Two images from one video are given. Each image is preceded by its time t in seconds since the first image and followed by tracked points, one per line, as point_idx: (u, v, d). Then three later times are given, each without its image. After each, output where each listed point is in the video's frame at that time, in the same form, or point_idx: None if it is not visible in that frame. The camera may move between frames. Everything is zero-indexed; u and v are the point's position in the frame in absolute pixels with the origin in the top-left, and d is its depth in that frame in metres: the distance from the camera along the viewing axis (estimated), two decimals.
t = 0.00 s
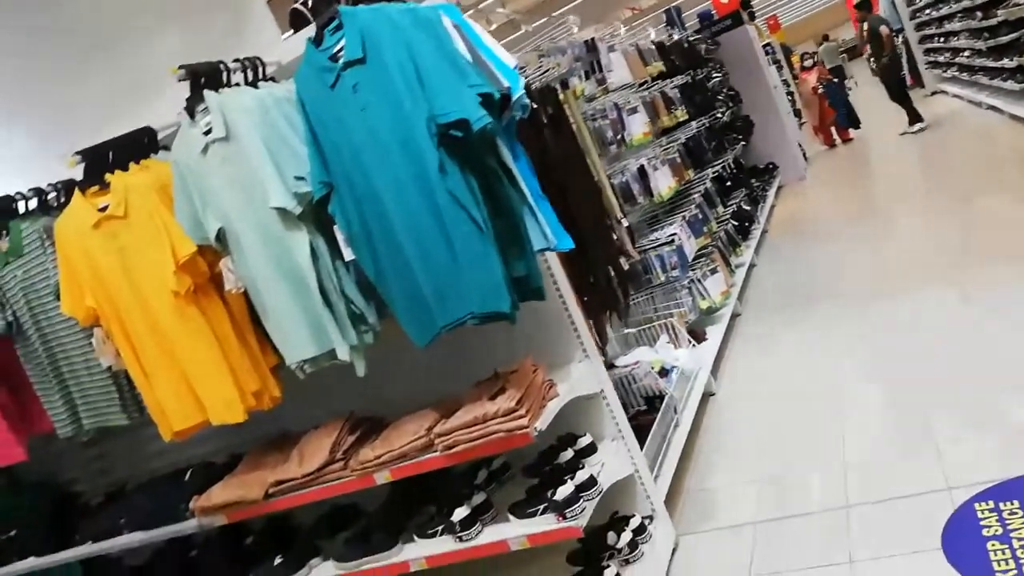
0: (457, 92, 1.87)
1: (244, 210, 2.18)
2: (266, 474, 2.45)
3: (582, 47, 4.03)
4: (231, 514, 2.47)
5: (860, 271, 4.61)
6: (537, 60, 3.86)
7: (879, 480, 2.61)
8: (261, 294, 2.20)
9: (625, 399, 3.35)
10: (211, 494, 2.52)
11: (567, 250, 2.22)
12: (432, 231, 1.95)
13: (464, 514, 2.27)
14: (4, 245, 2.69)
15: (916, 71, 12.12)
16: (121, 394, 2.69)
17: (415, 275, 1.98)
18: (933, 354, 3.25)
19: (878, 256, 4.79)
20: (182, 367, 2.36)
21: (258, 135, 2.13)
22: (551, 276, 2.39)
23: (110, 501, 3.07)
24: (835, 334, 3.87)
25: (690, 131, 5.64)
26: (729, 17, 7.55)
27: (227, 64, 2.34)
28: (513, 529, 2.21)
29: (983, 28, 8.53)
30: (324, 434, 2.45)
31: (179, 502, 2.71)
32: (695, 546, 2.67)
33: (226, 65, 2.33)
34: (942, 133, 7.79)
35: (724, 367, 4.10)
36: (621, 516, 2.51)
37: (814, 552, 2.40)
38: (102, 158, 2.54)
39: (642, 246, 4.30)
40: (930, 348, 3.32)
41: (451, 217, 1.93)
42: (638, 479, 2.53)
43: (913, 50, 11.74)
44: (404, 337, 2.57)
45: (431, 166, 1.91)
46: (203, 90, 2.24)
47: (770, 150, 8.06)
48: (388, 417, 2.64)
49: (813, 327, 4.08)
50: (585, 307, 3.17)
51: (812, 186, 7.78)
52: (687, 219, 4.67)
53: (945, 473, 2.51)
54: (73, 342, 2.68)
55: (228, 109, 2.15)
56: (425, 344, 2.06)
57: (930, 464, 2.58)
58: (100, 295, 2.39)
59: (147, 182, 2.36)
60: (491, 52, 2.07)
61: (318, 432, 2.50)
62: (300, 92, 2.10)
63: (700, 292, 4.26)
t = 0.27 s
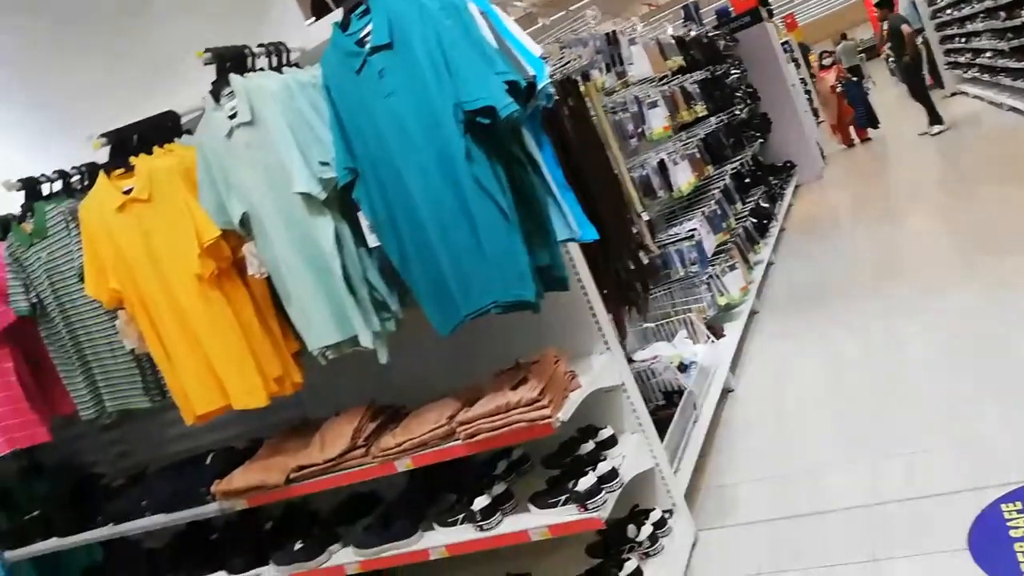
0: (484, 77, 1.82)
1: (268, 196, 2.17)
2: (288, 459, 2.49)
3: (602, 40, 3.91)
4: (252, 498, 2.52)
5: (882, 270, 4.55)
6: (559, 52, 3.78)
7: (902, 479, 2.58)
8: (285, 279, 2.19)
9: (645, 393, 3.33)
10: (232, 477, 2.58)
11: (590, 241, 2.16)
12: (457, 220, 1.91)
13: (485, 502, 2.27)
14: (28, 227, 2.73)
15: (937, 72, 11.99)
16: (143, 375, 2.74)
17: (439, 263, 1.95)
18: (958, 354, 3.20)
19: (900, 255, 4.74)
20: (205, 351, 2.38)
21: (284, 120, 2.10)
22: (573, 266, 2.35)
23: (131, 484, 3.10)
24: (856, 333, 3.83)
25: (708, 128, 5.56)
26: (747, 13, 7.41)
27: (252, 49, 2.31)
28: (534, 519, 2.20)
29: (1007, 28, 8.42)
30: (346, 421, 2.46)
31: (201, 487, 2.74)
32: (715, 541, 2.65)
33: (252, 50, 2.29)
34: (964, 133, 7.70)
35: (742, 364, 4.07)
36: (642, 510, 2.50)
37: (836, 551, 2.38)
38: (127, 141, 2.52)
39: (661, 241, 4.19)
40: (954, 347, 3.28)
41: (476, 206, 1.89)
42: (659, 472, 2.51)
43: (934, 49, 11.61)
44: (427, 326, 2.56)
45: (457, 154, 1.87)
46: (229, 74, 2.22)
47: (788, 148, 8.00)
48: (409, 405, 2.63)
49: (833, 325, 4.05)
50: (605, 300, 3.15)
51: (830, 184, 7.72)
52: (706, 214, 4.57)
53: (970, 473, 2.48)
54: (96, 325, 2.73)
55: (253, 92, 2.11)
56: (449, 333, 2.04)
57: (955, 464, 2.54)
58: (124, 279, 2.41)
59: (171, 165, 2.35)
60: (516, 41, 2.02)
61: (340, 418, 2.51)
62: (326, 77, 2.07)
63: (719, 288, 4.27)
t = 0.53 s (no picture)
0: (516, 64, 1.81)
1: (298, 183, 2.17)
2: (312, 447, 2.50)
3: (630, 31, 3.84)
4: (277, 485, 2.54)
5: (909, 268, 4.49)
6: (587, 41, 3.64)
7: (931, 477, 2.54)
8: (313, 267, 2.20)
9: (667, 388, 3.29)
10: (257, 465, 2.59)
11: (619, 231, 2.14)
12: (487, 208, 1.90)
13: (509, 493, 2.26)
14: (58, 212, 2.76)
15: (964, 69, 11.82)
16: (170, 360, 2.76)
17: (467, 251, 1.94)
18: (989, 352, 3.15)
19: (927, 252, 4.68)
20: (232, 337, 2.39)
21: (314, 107, 2.11)
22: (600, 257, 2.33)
23: (156, 470, 3.12)
24: (883, 330, 3.78)
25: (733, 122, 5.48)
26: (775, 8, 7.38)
27: (283, 36, 2.32)
28: (559, 510, 2.19)
29: None
30: (370, 410, 2.47)
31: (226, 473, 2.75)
32: (740, 537, 2.63)
33: (282, 37, 2.31)
34: (993, 130, 7.58)
35: (766, 361, 4.04)
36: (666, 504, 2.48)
37: (865, 548, 2.35)
38: (157, 127, 2.53)
39: (685, 235, 4.12)
40: (984, 345, 3.23)
41: (506, 195, 1.88)
42: (683, 466, 2.50)
43: (961, 46, 11.44)
44: (454, 317, 2.55)
45: (488, 141, 1.86)
46: (260, 60, 2.22)
47: (813, 144, 7.91)
48: (433, 395, 2.63)
49: (859, 322, 4.00)
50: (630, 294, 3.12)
51: (855, 181, 7.63)
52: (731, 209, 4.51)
53: (1003, 471, 2.44)
54: (123, 310, 2.75)
55: (285, 79, 2.12)
56: (477, 322, 2.03)
57: (987, 462, 2.50)
58: (154, 265, 2.43)
59: (202, 152, 2.37)
60: (549, 28, 2.00)
61: (365, 407, 2.51)
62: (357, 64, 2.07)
63: (744, 283, 4.25)
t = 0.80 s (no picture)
0: (541, 53, 1.80)
1: (319, 175, 2.17)
2: (331, 441, 2.49)
3: (649, 23, 3.81)
4: (296, 479, 2.53)
5: (930, 262, 4.43)
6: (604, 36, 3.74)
7: (958, 472, 2.51)
8: (334, 259, 2.19)
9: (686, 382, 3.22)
10: (275, 459, 2.59)
11: (642, 223, 2.12)
12: (510, 198, 1.89)
13: (530, 488, 2.24)
14: (79, 205, 2.77)
15: (984, 63, 11.68)
16: (189, 354, 2.75)
17: (490, 242, 1.93)
18: (1015, 346, 3.10)
19: (949, 246, 4.62)
20: (251, 331, 2.39)
21: (335, 98, 2.11)
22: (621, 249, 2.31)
23: (176, 464, 3.12)
24: (904, 325, 3.73)
25: (751, 116, 5.41)
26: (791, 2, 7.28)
27: (305, 27, 2.31)
28: (580, 505, 2.16)
29: None
30: (390, 403, 2.46)
31: (245, 467, 2.75)
32: (762, 532, 2.60)
33: (304, 28, 2.30)
34: (1014, 123, 7.49)
35: (784, 356, 4.00)
36: (686, 500, 2.45)
37: (891, 544, 2.32)
38: (178, 120, 2.54)
39: (703, 229, 4.07)
40: (1009, 339, 3.18)
41: (529, 184, 1.86)
42: (704, 461, 2.47)
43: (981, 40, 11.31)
44: (474, 310, 2.53)
45: (512, 131, 1.85)
46: (282, 51, 2.22)
47: (830, 138, 7.84)
48: (452, 389, 2.62)
49: (879, 316, 3.95)
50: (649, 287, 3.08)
51: (873, 176, 7.56)
52: (750, 203, 4.44)
53: None
54: (142, 303, 2.74)
55: (307, 71, 2.13)
56: (498, 314, 2.01)
57: (1015, 457, 2.46)
58: (174, 257, 2.43)
59: (222, 143, 2.37)
60: (572, 15, 1.98)
61: (384, 401, 2.50)
62: (379, 55, 2.06)
63: (762, 278, 4.17)
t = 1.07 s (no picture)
0: (564, 42, 1.78)
1: (338, 169, 2.15)
2: (350, 437, 2.49)
3: (664, 17, 3.75)
4: (315, 475, 2.52)
5: (948, 256, 4.38)
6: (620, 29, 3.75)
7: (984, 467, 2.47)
8: (352, 253, 2.17)
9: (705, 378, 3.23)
10: (294, 455, 2.58)
11: (663, 217, 2.08)
12: (531, 190, 1.86)
13: (551, 484, 2.21)
14: (95, 202, 2.76)
15: (999, 56, 11.56)
16: (206, 351, 2.73)
17: (510, 235, 1.90)
18: None
19: (969, 239, 4.56)
20: (270, 326, 2.39)
21: (354, 90, 2.09)
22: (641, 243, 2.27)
23: (194, 461, 3.12)
24: (924, 321, 3.69)
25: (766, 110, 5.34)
26: None
27: (322, 20, 2.30)
28: (602, 501, 2.14)
29: None
30: (409, 399, 2.44)
31: (264, 463, 2.75)
32: (785, 530, 2.57)
33: (321, 21, 2.28)
34: None
35: (803, 351, 3.96)
36: (709, 496, 2.43)
37: (918, 541, 2.28)
38: (195, 114, 2.52)
39: (719, 223, 4.02)
40: None
41: (551, 176, 1.83)
42: (727, 458, 2.43)
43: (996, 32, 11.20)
44: (493, 305, 2.51)
45: (533, 122, 1.82)
46: (299, 44, 2.21)
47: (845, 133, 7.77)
48: (471, 385, 2.60)
49: (900, 311, 3.90)
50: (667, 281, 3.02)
51: (889, 170, 7.48)
52: (766, 198, 4.36)
53: None
54: (159, 300, 2.73)
55: (325, 63, 2.11)
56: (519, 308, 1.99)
57: None
58: (191, 253, 2.43)
59: (239, 138, 2.36)
60: (592, 6, 1.95)
61: (402, 396, 2.49)
62: (398, 47, 2.04)
63: (779, 274, 4.16)
